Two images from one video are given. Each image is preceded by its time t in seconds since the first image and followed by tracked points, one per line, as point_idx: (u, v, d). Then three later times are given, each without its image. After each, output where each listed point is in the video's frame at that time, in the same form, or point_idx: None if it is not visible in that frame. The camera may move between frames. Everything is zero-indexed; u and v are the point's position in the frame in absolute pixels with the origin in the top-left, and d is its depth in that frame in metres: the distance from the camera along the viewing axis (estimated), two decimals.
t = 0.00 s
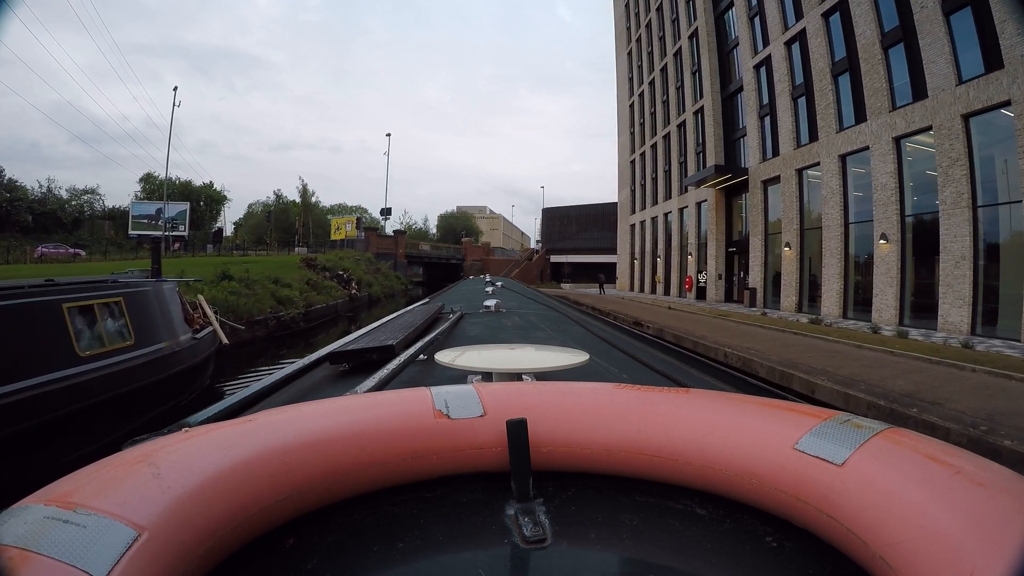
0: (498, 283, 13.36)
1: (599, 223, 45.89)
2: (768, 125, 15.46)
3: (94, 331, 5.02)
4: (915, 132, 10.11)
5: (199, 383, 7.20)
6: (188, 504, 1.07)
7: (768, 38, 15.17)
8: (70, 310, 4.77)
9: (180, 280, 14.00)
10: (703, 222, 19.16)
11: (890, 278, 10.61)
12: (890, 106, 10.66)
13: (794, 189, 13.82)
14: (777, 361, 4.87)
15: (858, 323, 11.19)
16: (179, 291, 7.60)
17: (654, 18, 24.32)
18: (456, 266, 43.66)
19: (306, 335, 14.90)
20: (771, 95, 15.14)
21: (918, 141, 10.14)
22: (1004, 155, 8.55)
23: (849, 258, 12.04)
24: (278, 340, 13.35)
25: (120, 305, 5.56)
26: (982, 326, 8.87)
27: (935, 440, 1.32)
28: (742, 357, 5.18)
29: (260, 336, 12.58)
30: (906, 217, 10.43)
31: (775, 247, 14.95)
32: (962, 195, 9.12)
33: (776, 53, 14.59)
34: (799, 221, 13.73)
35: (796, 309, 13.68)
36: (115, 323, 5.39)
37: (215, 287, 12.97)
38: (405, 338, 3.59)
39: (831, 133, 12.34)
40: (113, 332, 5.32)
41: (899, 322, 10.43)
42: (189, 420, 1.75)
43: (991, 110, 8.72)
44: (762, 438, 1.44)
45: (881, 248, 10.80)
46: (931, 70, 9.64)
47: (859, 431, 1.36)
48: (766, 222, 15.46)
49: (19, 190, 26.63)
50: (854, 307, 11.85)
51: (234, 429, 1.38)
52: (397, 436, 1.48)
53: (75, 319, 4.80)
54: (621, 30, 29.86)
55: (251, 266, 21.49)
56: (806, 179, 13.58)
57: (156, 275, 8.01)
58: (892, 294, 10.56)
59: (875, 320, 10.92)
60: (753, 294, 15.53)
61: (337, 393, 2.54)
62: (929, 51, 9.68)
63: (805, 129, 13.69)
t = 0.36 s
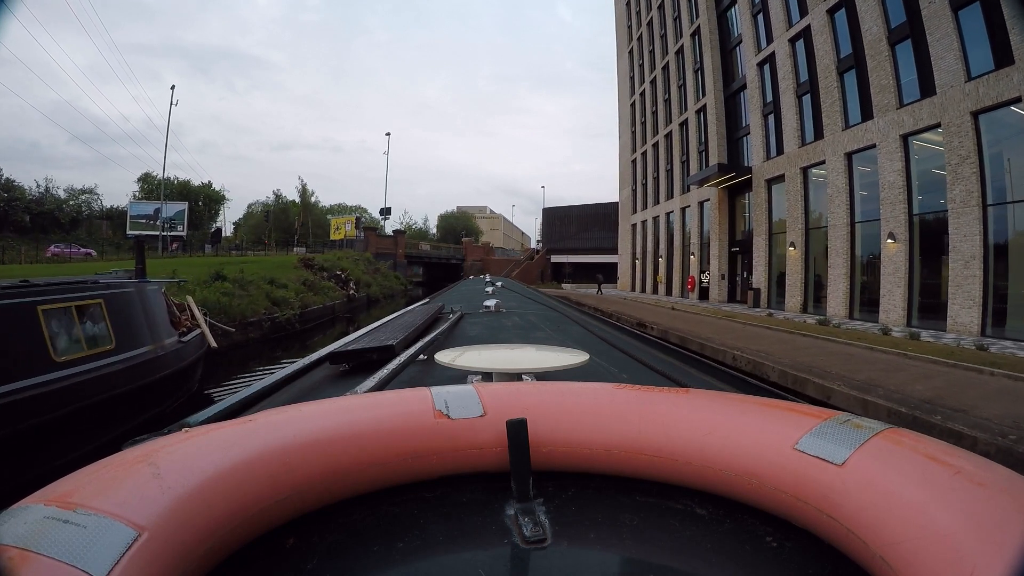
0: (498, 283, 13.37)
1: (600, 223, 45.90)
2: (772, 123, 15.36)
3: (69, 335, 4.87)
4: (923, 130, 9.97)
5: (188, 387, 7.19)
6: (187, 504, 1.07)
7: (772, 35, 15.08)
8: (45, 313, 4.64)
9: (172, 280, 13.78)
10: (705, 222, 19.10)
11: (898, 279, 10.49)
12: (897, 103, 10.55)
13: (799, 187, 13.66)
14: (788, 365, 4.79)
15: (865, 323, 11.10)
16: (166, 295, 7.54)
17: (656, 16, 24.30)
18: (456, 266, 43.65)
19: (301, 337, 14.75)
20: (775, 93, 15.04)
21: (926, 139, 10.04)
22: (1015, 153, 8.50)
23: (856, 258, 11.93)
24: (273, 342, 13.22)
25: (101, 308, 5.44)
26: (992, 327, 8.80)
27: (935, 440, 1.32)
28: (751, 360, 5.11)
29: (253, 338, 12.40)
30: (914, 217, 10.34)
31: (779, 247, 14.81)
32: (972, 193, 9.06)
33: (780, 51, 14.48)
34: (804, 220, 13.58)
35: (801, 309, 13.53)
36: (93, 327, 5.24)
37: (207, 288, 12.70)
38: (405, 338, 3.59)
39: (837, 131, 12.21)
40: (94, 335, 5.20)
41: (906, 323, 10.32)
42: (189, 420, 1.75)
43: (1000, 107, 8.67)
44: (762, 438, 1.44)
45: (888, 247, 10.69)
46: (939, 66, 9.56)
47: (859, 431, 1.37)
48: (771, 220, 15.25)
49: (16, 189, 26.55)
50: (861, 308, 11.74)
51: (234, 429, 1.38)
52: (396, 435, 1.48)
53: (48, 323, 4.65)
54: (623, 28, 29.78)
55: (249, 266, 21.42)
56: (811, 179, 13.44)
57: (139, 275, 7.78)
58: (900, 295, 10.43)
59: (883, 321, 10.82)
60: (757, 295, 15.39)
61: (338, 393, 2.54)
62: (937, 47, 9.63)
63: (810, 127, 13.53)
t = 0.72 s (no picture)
0: (498, 283, 13.37)
1: (601, 223, 45.87)
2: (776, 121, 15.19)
3: (43, 338, 4.67)
4: (932, 126, 9.85)
5: (175, 391, 7.09)
6: (187, 504, 1.07)
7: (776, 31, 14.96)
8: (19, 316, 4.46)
9: (163, 280, 13.39)
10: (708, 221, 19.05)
11: (906, 280, 10.40)
12: (904, 99, 10.46)
13: (804, 186, 13.52)
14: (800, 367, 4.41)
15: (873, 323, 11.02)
16: (151, 296, 7.46)
17: (658, 13, 24.25)
18: (455, 266, 43.64)
19: (296, 340, 14.52)
20: (779, 90, 14.90)
21: (935, 135, 9.92)
22: None
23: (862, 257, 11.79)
24: (267, 345, 12.97)
25: (80, 309, 5.21)
26: (1002, 327, 8.72)
27: (935, 440, 1.32)
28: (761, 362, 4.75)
29: (247, 340, 12.13)
30: (922, 216, 10.26)
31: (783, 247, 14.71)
32: (982, 191, 8.98)
33: (785, 47, 14.36)
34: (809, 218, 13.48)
35: (806, 309, 13.42)
36: (69, 330, 5.02)
37: (198, 288, 12.38)
38: (405, 338, 3.59)
39: (842, 128, 12.07)
40: (71, 338, 5.03)
41: (914, 323, 10.24)
42: (189, 420, 1.74)
43: (1010, 103, 8.60)
44: (762, 438, 1.44)
45: (896, 246, 10.59)
46: (948, 62, 9.50)
47: (859, 431, 1.36)
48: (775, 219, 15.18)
49: (13, 189, 26.49)
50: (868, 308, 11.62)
51: (234, 429, 1.38)
52: (396, 435, 1.48)
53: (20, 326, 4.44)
54: (625, 26, 29.73)
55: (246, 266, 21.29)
56: (816, 177, 13.31)
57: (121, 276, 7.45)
58: (908, 295, 10.35)
59: (891, 321, 10.69)
60: (761, 295, 15.28)
61: (337, 393, 2.54)
62: (945, 43, 9.57)
63: (815, 125, 13.34)
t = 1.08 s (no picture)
0: (498, 283, 13.39)
1: (601, 222, 45.85)
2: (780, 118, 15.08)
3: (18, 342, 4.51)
4: (942, 123, 9.70)
5: (161, 397, 6.90)
6: (187, 504, 1.07)
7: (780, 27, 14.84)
8: None
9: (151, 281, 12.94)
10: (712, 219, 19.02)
11: (914, 280, 10.24)
12: (911, 96, 10.30)
13: (809, 184, 13.40)
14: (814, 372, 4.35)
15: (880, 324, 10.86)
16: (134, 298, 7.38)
17: (659, 11, 24.17)
18: (455, 266, 43.62)
19: (292, 342, 14.19)
20: (783, 87, 14.78)
21: (943, 132, 9.76)
22: None
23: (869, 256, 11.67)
24: (262, 347, 12.67)
25: (57, 312, 5.03)
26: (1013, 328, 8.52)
27: (936, 440, 1.32)
28: (774, 367, 4.69)
29: (240, 343, 11.74)
30: (930, 215, 10.11)
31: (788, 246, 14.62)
32: (992, 189, 8.82)
33: (789, 43, 14.21)
34: (815, 217, 13.34)
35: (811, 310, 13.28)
36: (45, 333, 4.83)
37: (190, 289, 11.97)
38: (405, 338, 3.60)
39: (848, 125, 11.94)
40: (49, 343, 4.85)
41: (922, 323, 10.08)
42: (189, 420, 1.75)
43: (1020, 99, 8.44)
44: (762, 438, 1.44)
45: (904, 245, 10.45)
46: (956, 57, 9.33)
47: (859, 431, 1.36)
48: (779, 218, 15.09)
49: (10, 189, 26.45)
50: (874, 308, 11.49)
51: (234, 429, 1.38)
52: (395, 435, 1.48)
53: None
54: (626, 24, 29.68)
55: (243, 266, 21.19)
56: (821, 175, 13.18)
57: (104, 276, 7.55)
58: (916, 294, 10.21)
59: (899, 322, 10.55)
60: (766, 295, 15.20)
61: (337, 393, 2.54)
62: (953, 38, 9.41)
63: (820, 122, 13.22)
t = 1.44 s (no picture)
0: (498, 283, 13.41)
1: (602, 222, 45.84)
2: (784, 115, 14.99)
3: None
4: (951, 119, 9.50)
5: (145, 402, 6.52)
6: (188, 504, 1.07)
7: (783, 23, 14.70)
8: None
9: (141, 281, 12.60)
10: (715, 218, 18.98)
11: (923, 280, 10.03)
12: (919, 92, 10.10)
13: (814, 181, 13.21)
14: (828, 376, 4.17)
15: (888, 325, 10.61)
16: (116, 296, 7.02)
17: (661, 9, 24.11)
18: (455, 266, 43.65)
19: (288, 343, 13.96)
20: (787, 84, 14.66)
21: (952, 130, 9.57)
22: None
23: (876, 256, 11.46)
24: (256, 349, 12.42)
25: (32, 314, 4.74)
26: None
27: (936, 440, 1.32)
28: (786, 370, 4.49)
29: (232, 345, 11.49)
30: (939, 212, 9.88)
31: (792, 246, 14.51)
32: (1002, 187, 8.63)
33: (793, 40, 14.07)
34: (820, 217, 13.16)
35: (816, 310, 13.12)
36: (21, 337, 4.58)
37: (182, 290, 11.66)
38: (405, 338, 3.60)
39: (854, 122, 11.75)
40: (25, 347, 4.59)
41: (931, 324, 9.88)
42: (189, 420, 1.75)
43: None
44: (762, 437, 1.44)
45: (912, 244, 10.22)
46: (965, 52, 9.19)
47: (859, 431, 1.37)
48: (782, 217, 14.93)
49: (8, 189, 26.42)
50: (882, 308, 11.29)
51: (234, 429, 1.38)
52: (395, 434, 1.48)
53: None
54: (626, 23, 29.67)
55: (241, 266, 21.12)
56: (826, 173, 13.00)
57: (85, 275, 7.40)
58: (924, 294, 9.99)
59: (907, 322, 10.36)
60: (770, 295, 15.11)
61: (338, 392, 2.54)
62: (963, 34, 9.27)
63: (825, 120, 13.06)
